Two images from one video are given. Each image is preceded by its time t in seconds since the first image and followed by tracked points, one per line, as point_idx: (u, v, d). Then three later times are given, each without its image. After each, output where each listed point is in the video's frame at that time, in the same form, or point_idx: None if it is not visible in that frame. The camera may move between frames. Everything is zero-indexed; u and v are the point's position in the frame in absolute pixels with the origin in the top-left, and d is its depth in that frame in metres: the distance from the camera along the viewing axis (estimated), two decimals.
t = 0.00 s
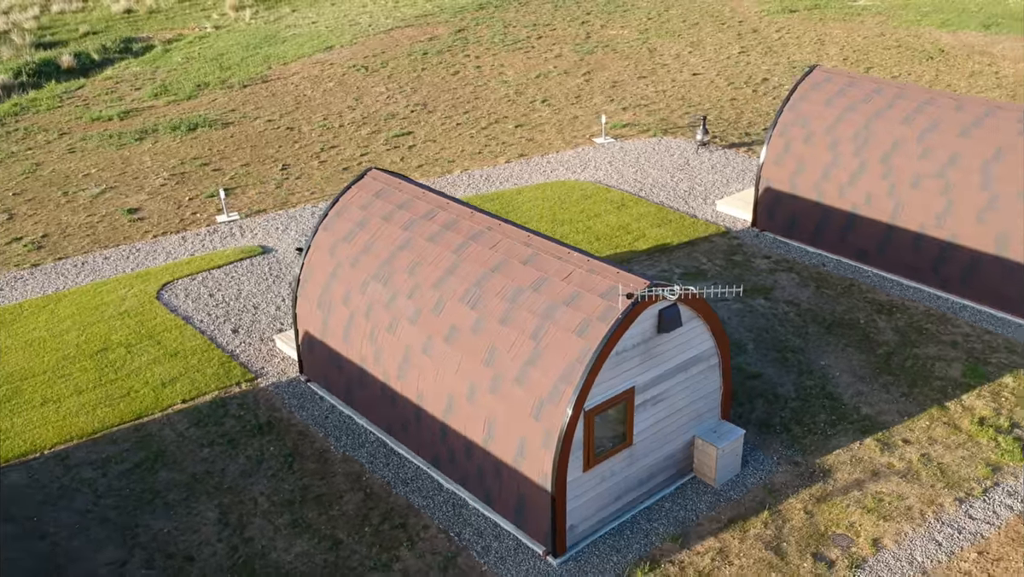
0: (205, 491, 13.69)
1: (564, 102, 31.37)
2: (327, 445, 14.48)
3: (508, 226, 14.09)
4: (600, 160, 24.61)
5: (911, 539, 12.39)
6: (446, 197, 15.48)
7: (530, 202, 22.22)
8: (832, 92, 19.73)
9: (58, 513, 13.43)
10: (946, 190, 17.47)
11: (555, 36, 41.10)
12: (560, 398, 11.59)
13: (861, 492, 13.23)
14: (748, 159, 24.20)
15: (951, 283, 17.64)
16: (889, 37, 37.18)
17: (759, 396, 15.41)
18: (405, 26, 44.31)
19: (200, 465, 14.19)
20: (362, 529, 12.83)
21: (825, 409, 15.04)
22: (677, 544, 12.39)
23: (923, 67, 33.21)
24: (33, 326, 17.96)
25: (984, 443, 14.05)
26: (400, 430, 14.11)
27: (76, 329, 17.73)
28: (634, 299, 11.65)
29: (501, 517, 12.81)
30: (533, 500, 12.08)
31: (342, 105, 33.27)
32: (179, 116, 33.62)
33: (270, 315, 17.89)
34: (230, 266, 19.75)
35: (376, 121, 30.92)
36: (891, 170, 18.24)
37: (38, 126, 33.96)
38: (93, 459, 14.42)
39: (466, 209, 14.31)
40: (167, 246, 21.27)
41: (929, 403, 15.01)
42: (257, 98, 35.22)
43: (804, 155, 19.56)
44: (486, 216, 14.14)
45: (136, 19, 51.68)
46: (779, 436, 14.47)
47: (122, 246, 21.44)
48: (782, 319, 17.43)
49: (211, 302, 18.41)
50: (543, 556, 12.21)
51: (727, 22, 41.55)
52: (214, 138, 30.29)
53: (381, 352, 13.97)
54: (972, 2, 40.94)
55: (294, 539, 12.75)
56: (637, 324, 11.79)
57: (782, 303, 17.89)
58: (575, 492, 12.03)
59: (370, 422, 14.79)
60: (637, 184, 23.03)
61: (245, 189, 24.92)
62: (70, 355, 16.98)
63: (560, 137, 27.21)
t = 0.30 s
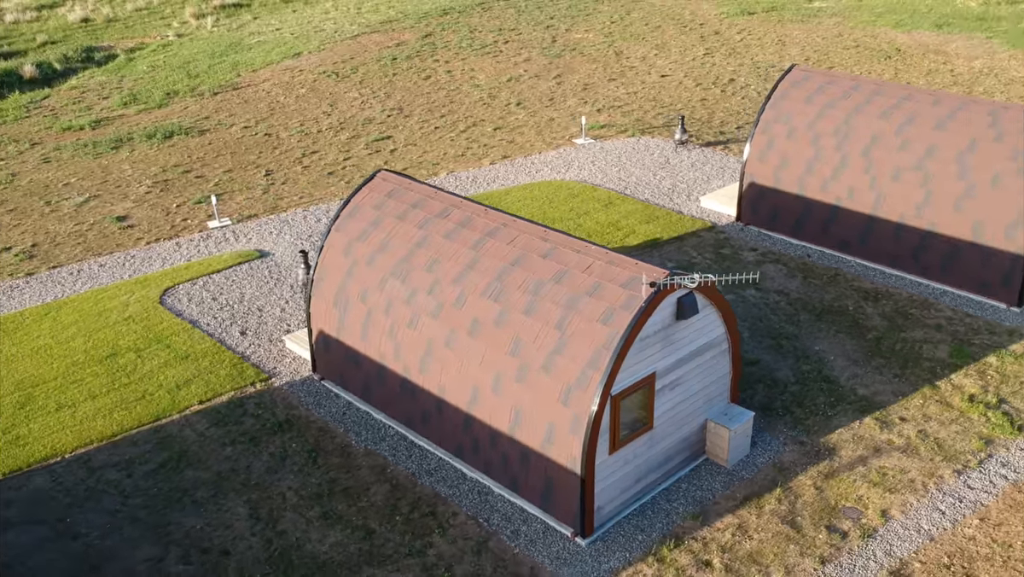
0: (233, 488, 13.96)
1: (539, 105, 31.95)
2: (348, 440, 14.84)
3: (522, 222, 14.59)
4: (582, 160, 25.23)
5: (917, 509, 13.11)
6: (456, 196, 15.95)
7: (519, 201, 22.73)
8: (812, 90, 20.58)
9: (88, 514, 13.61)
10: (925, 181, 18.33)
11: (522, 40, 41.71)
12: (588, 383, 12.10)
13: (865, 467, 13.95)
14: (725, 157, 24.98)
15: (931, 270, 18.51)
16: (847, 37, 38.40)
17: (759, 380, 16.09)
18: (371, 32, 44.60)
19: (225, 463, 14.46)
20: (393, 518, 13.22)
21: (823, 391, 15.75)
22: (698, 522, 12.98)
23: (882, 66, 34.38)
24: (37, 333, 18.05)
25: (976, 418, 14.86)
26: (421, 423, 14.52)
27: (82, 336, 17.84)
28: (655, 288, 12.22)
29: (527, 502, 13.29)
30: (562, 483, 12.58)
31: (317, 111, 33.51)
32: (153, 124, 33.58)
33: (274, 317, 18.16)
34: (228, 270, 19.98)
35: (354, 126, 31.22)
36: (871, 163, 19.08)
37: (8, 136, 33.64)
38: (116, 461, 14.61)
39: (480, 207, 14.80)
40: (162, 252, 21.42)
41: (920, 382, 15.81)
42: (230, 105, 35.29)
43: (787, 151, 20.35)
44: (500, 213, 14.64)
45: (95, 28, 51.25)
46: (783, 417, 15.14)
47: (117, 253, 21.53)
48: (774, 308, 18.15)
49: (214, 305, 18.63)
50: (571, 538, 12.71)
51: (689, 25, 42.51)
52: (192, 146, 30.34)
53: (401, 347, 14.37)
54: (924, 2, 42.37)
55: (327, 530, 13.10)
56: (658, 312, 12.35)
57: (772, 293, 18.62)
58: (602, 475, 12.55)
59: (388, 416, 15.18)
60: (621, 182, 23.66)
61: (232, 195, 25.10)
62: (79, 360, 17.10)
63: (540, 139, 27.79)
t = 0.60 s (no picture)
0: (254, 487, 14.23)
1: (510, 109, 32.48)
2: (363, 437, 15.19)
3: (528, 221, 15.10)
4: (561, 162, 25.80)
5: (914, 483, 13.85)
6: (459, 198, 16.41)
7: (504, 203, 23.22)
8: (787, 90, 21.39)
9: (111, 517, 13.77)
10: (899, 175, 19.18)
11: (486, 45, 42.21)
12: (606, 373, 12.61)
13: (862, 447, 14.67)
14: (699, 156, 25.73)
15: (907, 259, 19.38)
16: (803, 39, 39.54)
17: (753, 368, 16.77)
18: (335, 39, 44.75)
19: (243, 463, 14.71)
20: (416, 510, 13.61)
21: (815, 376, 16.48)
22: (711, 503, 13.57)
23: (840, 66, 35.50)
24: (36, 342, 18.08)
25: (961, 397, 15.69)
26: (435, 418, 14.91)
27: (83, 343, 17.92)
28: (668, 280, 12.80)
29: (545, 490, 13.76)
30: (581, 470, 13.07)
31: (289, 118, 33.65)
32: (122, 133, 33.43)
33: (275, 321, 18.43)
34: (223, 276, 20.19)
35: (329, 132, 31.46)
36: (847, 159, 19.91)
37: None
38: (133, 465, 14.78)
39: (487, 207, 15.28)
40: (153, 260, 21.52)
41: (906, 366, 16.61)
42: (199, 113, 35.25)
43: (765, 149, 21.10)
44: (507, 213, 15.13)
45: (49, 39, 50.62)
46: (779, 402, 15.83)
47: (107, 262, 21.57)
48: (760, 299, 18.87)
49: (213, 311, 18.83)
50: (591, 522, 13.21)
51: (650, 29, 43.38)
52: (167, 155, 30.32)
53: (414, 345, 14.74)
54: (874, 4, 43.76)
55: (352, 524, 13.44)
56: (671, 302, 12.93)
57: (758, 286, 19.35)
58: (619, 461, 13.07)
59: (400, 413, 15.55)
60: (601, 182, 24.28)
61: (215, 203, 25.21)
62: (83, 368, 17.19)
63: (516, 141, 28.32)
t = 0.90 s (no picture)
0: (281, 483, 14.56)
1: (485, 113, 33.01)
2: (383, 432, 15.60)
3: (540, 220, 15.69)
4: (544, 163, 26.41)
5: (914, 458, 14.67)
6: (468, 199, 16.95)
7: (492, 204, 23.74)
8: (767, 89, 22.28)
9: (143, 517, 14.00)
10: (878, 169, 20.11)
11: (453, 50, 42.70)
12: (628, 361, 13.20)
13: (862, 426, 15.46)
14: (677, 156, 26.51)
15: (887, 250, 20.30)
16: (763, 40, 40.67)
17: (751, 356, 17.50)
18: (300, 46, 44.86)
19: (268, 461, 15.02)
20: (444, 499, 14.07)
21: (810, 361, 17.26)
22: (726, 483, 14.24)
23: (801, 66, 36.64)
24: (43, 350, 18.15)
25: (949, 377, 16.58)
26: (453, 412, 15.37)
27: (92, 350, 18.04)
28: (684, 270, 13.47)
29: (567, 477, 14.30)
30: (604, 455, 13.63)
31: (264, 125, 33.79)
32: (95, 143, 33.26)
33: (281, 323, 18.73)
34: (224, 281, 20.43)
35: (307, 138, 31.69)
36: (827, 155, 20.81)
37: None
38: (158, 466, 15.00)
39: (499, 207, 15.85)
40: (149, 267, 21.64)
41: (894, 349, 17.48)
42: (171, 122, 35.20)
43: (747, 146, 21.91)
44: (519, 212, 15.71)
45: (5, 49, 49.89)
46: (779, 387, 16.57)
47: (102, 270, 21.65)
48: (751, 291, 19.63)
49: (219, 315, 19.07)
50: (614, 505, 13.79)
51: (613, 33, 44.23)
52: (145, 163, 30.29)
53: (432, 341, 15.19)
54: (827, 7, 45.11)
55: (384, 515, 13.85)
56: (686, 292, 13.59)
57: (747, 278, 20.11)
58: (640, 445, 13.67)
59: (417, 408, 15.98)
60: (585, 182, 24.92)
61: (203, 210, 25.35)
62: (95, 374, 17.32)
63: (496, 144, 28.86)
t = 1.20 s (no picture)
0: (306, 480, 14.88)
1: (463, 118, 33.47)
2: (400, 429, 15.99)
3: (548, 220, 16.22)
4: (528, 166, 26.96)
5: (911, 438, 15.43)
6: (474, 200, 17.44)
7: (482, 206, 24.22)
8: (748, 91, 23.08)
9: (171, 517, 14.23)
10: (859, 166, 20.96)
11: (422, 57, 43.09)
12: (645, 352, 13.77)
13: (860, 410, 16.20)
14: (658, 157, 27.23)
15: (868, 243, 21.14)
16: (727, 44, 41.67)
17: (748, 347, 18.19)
18: (269, 54, 44.92)
19: (290, 460, 15.33)
20: (467, 491, 14.51)
21: (804, 350, 18.00)
22: (736, 467, 14.87)
23: (767, 68, 37.65)
24: (50, 359, 18.23)
25: (936, 362, 17.41)
26: (469, 407, 15.81)
27: (100, 357, 18.17)
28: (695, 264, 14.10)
29: (584, 466, 14.81)
30: (622, 443, 14.17)
31: (241, 133, 33.89)
32: (71, 154, 33.09)
33: (288, 326, 19.03)
34: (225, 287, 20.65)
35: (287, 145, 31.88)
36: (809, 153, 21.62)
37: None
38: (181, 468, 15.23)
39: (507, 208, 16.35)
40: (146, 275, 21.77)
41: (883, 337, 18.29)
42: (146, 131, 35.12)
43: (731, 146, 22.67)
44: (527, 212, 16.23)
45: None
46: (777, 375, 17.26)
47: (99, 278, 21.72)
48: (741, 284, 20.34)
49: (224, 320, 19.31)
50: (633, 491, 14.33)
51: (580, 38, 44.95)
52: (125, 173, 30.26)
53: (447, 338, 15.63)
54: (786, 10, 46.31)
55: (410, 507, 14.24)
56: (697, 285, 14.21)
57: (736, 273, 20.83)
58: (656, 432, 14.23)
59: (431, 405, 16.40)
60: (571, 184, 25.51)
61: (192, 217, 25.47)
62: (106, 381, 17.47)
63: (478, 149, 29.35)
